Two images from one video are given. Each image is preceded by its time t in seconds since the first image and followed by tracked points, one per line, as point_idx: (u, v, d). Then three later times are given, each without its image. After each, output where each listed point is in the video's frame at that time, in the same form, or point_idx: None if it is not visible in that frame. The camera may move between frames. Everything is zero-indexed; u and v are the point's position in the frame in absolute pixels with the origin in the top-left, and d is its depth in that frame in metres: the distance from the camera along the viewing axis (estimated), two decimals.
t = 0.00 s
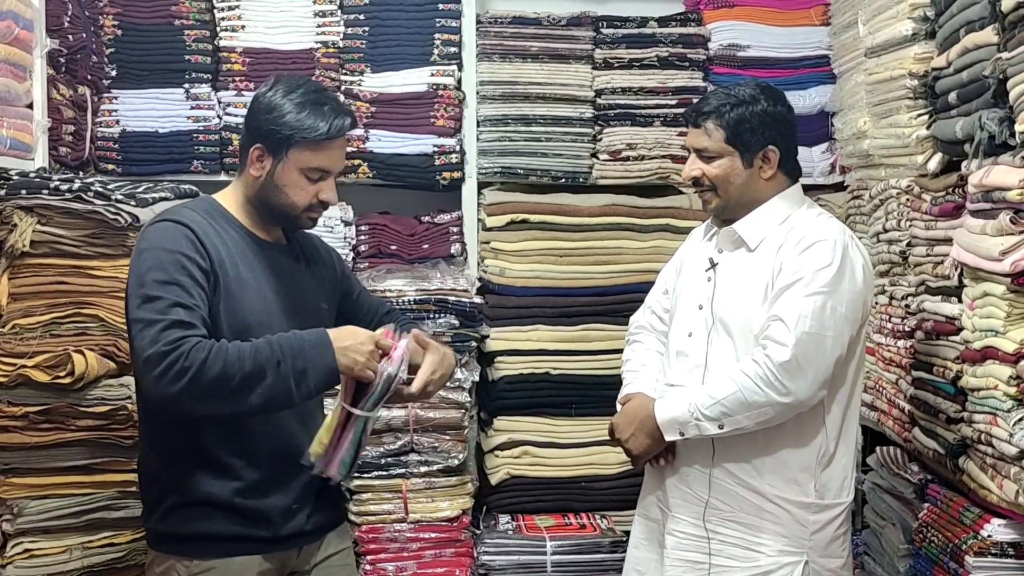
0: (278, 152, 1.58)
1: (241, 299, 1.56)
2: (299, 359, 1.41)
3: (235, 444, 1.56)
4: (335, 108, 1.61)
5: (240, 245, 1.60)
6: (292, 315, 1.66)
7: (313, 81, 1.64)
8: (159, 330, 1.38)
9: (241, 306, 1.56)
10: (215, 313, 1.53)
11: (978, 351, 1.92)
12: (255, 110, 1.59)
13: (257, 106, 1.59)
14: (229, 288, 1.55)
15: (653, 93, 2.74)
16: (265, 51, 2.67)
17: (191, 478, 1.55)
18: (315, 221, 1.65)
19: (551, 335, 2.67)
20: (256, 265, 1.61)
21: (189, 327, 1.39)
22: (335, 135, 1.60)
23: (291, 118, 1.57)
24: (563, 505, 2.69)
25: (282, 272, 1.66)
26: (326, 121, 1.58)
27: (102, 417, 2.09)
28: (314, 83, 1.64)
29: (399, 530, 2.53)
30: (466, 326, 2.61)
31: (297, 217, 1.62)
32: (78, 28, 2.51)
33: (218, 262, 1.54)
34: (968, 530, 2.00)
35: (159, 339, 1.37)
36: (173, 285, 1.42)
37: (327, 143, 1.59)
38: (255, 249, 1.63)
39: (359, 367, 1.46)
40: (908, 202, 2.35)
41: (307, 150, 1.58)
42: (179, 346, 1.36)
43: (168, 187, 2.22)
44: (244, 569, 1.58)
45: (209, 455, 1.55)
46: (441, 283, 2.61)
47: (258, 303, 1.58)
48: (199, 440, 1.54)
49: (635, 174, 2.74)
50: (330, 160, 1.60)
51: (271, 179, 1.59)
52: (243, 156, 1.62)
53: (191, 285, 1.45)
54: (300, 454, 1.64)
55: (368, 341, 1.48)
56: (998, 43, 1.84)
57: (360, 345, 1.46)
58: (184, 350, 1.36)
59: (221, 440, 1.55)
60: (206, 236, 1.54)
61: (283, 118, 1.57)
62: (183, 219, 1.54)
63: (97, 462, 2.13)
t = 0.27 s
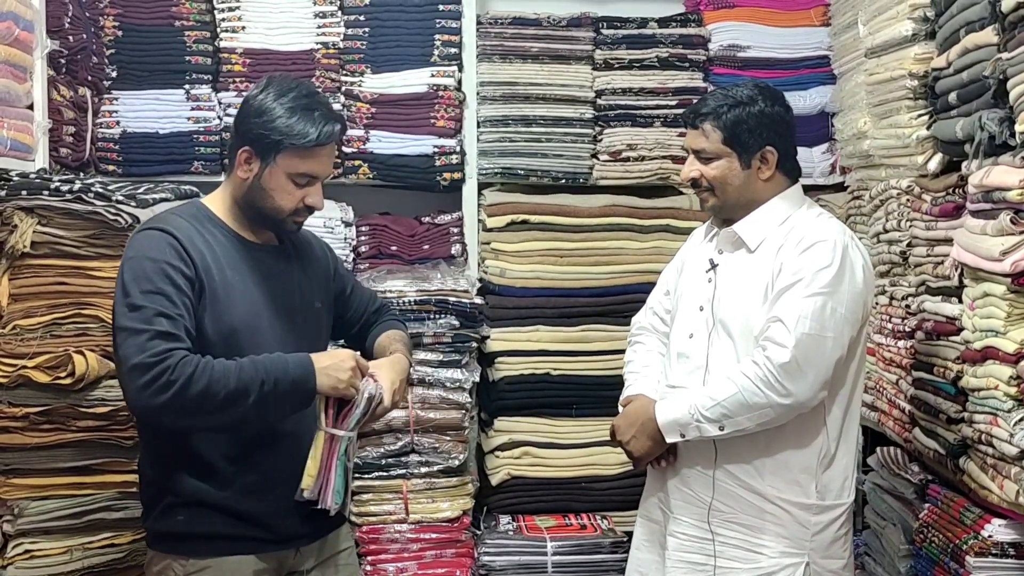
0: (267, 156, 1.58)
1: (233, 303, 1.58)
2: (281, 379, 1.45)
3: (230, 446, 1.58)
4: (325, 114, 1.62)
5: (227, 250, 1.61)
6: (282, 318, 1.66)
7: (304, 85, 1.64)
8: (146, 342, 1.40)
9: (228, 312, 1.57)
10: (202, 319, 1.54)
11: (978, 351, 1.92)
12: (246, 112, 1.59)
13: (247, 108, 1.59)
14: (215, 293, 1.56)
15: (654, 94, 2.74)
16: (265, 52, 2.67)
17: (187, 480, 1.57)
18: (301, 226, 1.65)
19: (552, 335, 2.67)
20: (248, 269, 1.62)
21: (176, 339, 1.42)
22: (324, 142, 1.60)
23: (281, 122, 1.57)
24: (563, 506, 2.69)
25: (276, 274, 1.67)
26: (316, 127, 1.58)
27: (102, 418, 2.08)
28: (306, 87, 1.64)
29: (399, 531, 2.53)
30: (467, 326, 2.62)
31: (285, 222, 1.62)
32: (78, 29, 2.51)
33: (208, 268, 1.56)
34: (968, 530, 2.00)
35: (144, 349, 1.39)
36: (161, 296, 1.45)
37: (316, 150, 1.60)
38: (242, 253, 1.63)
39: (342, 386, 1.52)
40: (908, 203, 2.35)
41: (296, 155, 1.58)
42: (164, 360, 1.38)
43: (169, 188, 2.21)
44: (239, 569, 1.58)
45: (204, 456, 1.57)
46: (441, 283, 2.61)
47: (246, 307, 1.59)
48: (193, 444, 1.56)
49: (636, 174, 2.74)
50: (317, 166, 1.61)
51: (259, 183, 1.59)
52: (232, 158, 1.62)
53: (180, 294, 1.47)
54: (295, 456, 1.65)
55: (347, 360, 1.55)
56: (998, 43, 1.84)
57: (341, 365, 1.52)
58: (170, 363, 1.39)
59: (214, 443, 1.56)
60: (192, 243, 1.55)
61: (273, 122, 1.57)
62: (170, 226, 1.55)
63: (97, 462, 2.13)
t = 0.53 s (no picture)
0: (259, 157, 1.59)
1: (224, 304, 1.59)
2: (263, 383, 1.47)
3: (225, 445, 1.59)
4: (318, 116, 1.63)
5: (219, 250, 1.62)
6: (275, 318, 1.67)
7: (296, 87, 1.65)
8: (128, 350, 1.43)
9: (220, 312, 1.59)
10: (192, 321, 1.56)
11: (978, 352, 1.92)
12: (237, 113, 1.60)
13: (240, 109, 1.60)
14: (207, 294, 1.57)
15: (653, 95, 2.74)
16: (265, 53, 2.67)
17: (184, 480, 1.58)
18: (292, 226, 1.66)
19: (551, 336, 2.67)
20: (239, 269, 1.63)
21: (158, 346, 1.44)
22: (316, 144, 1.62)
23: (273, 124, 1.58)
24: (562, 507, 2.69)
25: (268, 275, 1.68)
26: (307, 129, 1.59)
27: (102, 419, 2.09)
28: (298, 89, 1.65)
29: (399, 532, 2.53)
30: (467, 327, 2.62)
31: (275, 222, 1.63)
32: (77, 30, 2.53)
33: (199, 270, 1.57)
34: (968, 531, 2.00)
35: (126, 358, 1.42)
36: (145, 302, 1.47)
37: (308, 151, 1.60)
38: (235, 253, 1.64)
39: (328, 385, 1.52)
40: (908, 203, 2.35)
41: (287, 156, 1.59)
42: (144, 368, 1.41)
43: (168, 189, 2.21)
44: (236, 570, 1.59)
45: (199, 456, 1.58)
46: (440, 284, 2.61)
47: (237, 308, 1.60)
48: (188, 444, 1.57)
49: (635, 175, 2.73)
50: (310, 168, 1.62)
51: (251, 183, 1.60)
52: (224, 157, 1.63)
53: (166, 299, 1.48)
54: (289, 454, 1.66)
55: (333, 357, 1.54)
56: (998, 44, 1.84)
57: (325, 364, 1.52)
58: (150, 371, 1.41)
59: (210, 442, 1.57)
60: (183, 246, 1.56)
61: (265, 124, 1.58)
62: (161, 229, 1.56)
63: (97, 463, 2.13)
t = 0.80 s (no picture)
0: (251, 157, 1.59)
1: (218, 305, 1.59)
2: (253, 393, 1.46)
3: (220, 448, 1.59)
4: (309, 116, 1.63)
5: (214, 251, 1.63)
6: (270, 317, 1.67)
7: (287, 88, 1.66)
8: (119, 357, 1.43)
9: (217, 312, 1.59)
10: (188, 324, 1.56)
11: (977, 353, 1.92)
12: (230, 113, 1.60)
13: (231, 110, 1.60)
14: (203, 295, 1.57)
15: (653, 95, 2.75)
16: (264, 54, 2.67)
17: (181, 483, 1.58)
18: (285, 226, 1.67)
19: (551, 337, 2.67)
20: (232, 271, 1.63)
21: (149, 353, 1.44)
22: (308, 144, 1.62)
23: (265, 124, 1.58)
24: (562, 508, 2.69)
25: (261, 276, 1.68)
26: (299, 128, 1.60)
27: (102, 421, 2.08)
28: (289, 90, 1.65)
29: (399, 534, 2.53)
30: (466, 328, 2.62)
31: (268, 222, 1.64)
32: (77, 32, 2.53)
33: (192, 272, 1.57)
34: (967, 532, 2.00)
35: (117, 366, 1.43)
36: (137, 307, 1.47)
37: (300, 151, 1.61)
38: (230, 255, 1.64)
39: (320, 394, 1.51)
40: (907, 204, 2.35)
41: (279, 156, 1.59)
42: (134, 376, 1.41)
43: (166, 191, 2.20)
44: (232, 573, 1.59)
45: (196, 459, 1.58)
46: (439, 286, 2.61)
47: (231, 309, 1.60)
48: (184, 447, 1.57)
49: (635, 176, 2.73)
50: (302, 167, 1.63)
51: (243, 183, 1.60)
52: (217, 158, 1.63)
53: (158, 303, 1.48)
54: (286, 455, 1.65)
55: (325, 366, 1.53)
56: (996, 44, 1.84)
57: (317, 373, 1.51)
58: (140, 379, 1.41)
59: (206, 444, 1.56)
60: (178, 247, 1.56)
61: (257, 124, 1.58)
62: (155, 232, 1.56)
63: (96, 466, 2.13)
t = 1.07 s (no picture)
0: (247, 157, 1.59)
1: (215, 303, 1.58)
2: (243, 378, 1.44)
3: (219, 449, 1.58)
4: (304, 115, 1.63)
5: (212, 251, 1.62)
6: (266, 315, 1.66)
7: (281, 88, 1.66)
8: (111, 352, 1.43)
9: (214, 311, 1.58)
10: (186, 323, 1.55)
11: (978, 352, 1.92)
12: (225, 114, 1.60)
13: (226, 110, 1.60)
14: (199, 294, 1.57)
15: (653, 96, 2.75)
16: (264, 56, 2.67)
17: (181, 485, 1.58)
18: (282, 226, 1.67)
19: (551, 338, 2.67)
20: (227, 270, 1.63)
21: (141, 347, 1.43)
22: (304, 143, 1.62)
23: (261, 123, 1.58)
24: (563, 508, 2.69)
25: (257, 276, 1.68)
26: (295, 128, 1.60)
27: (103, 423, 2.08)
28: (284, 90, 1.65)
29: (401, 535, 2.53)
30: (467, 329, 2.62)
31: (265, 222, 1.64)
32: (77, 35, 2.54)
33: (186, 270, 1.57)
34: (969, 531, 2.00)
35: (109, 361, 1.43)
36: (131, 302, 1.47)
37: (296, 150, 1.61)
38: (227, 256, 1.64)
39: (309, 382, 1.46)
40: (908, 203, 2.35)
41: (276, 156, 1.59)
42: (122, 370, 1.42)
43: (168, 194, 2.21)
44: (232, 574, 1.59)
45: (195, 459, 1.58)
46: (441, 287, 2.61)
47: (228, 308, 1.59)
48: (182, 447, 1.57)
49: (635, 176, 2.73)
50: (298, 166, 1.63)
51: (239, 183, 1.60)
52: (212, 159, 1.63)
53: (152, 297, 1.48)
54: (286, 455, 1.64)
55: (319, 355, 1.49)
56: (997, 44, 1.84)
57: (308, 361, 1.47)
58: (130, 372, 1.41)
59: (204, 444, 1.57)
60: (173, 246, 1.56)
61: (253, 124, 1.58)
62: (150, 231, 1.56)
63: (98, 468, 2.12)
